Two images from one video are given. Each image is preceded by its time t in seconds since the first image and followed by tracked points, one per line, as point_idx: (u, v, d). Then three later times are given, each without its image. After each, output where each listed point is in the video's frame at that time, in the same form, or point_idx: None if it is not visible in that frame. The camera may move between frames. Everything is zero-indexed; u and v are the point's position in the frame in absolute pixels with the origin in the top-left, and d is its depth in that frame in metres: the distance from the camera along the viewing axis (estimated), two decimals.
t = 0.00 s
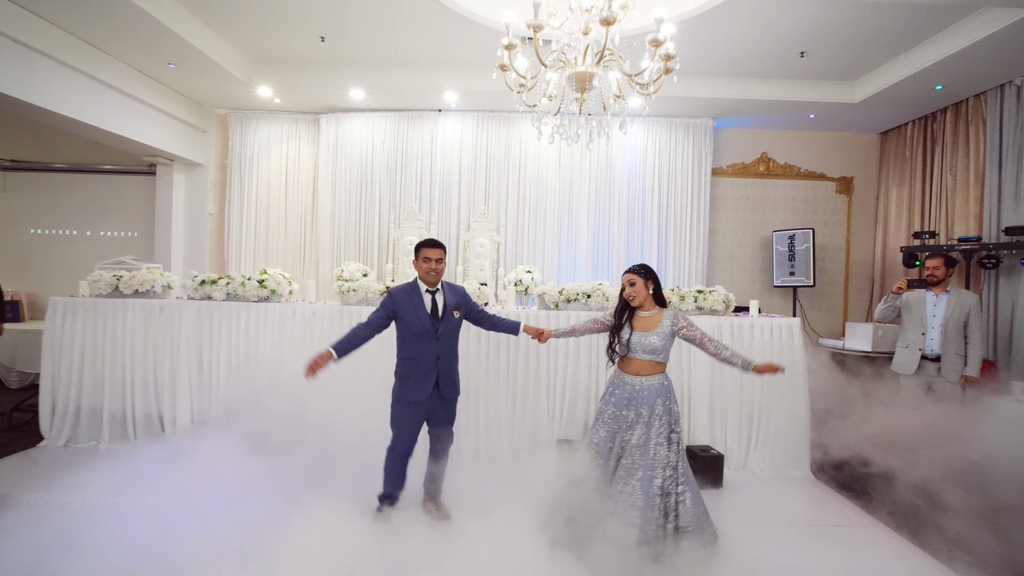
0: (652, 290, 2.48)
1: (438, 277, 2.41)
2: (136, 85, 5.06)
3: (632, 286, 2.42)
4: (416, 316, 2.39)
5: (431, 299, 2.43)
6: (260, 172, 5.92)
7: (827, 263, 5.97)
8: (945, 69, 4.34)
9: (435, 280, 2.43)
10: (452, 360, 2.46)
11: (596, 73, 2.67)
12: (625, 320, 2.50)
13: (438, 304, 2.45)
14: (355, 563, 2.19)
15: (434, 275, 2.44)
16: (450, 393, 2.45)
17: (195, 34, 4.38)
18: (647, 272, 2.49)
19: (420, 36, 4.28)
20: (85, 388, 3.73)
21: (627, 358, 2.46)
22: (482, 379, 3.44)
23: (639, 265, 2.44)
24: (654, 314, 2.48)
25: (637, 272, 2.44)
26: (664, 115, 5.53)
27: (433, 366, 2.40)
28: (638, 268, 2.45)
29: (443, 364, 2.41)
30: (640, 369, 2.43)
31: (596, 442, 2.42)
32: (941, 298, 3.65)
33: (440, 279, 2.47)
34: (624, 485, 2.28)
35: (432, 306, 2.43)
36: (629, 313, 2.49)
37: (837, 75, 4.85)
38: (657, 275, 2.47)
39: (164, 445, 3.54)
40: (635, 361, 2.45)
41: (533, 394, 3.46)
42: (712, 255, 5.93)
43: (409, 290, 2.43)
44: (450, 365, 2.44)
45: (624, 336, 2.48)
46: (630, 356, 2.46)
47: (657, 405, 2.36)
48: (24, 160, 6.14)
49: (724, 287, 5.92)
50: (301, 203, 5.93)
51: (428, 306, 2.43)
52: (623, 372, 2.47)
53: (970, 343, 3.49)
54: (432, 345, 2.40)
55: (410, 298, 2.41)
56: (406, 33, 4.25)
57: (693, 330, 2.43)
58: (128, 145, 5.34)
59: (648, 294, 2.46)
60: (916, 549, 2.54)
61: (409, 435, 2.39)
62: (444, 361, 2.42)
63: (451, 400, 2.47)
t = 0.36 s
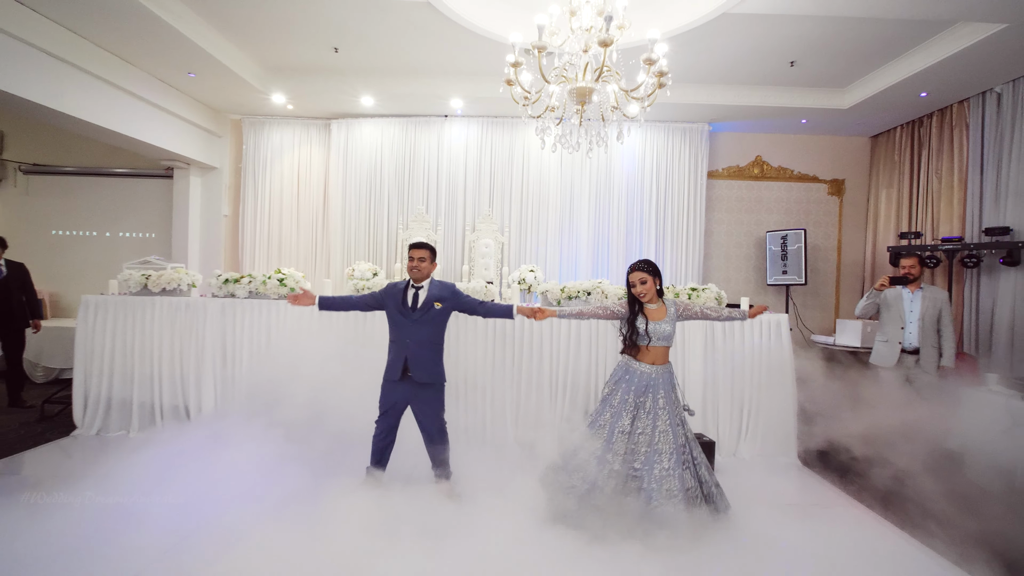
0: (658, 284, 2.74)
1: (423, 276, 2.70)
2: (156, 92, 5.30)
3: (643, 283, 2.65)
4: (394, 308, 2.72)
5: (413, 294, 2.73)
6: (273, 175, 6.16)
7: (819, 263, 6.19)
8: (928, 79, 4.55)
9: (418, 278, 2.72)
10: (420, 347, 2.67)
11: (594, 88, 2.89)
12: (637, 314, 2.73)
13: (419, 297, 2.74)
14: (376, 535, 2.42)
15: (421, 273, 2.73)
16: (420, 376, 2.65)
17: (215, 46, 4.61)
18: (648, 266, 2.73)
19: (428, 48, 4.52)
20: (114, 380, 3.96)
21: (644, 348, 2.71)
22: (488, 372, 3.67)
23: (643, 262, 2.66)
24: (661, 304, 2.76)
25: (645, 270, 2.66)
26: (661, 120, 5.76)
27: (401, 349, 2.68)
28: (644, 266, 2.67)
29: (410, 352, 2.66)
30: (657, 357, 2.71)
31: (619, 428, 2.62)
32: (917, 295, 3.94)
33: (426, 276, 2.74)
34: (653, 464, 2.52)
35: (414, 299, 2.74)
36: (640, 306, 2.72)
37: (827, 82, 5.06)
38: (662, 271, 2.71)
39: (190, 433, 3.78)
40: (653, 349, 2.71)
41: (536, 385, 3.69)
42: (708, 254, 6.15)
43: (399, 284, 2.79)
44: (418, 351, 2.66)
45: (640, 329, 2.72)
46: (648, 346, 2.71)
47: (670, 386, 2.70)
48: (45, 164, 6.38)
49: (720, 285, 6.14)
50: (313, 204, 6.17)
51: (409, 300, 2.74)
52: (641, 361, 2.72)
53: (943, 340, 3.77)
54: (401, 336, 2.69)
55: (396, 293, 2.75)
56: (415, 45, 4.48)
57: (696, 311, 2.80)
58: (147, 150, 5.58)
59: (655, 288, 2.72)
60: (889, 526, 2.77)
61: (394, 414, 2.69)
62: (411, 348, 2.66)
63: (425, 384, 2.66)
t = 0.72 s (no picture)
0: (637, 287, 2.95)
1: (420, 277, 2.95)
2: (175, 101, 5.55)
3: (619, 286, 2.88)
4: (394, 304, 3.00)
5: (410, 292, 2.99)
6: (286, 179, 6.40)
7: (814, 263, 6.39)
8: (914, 87, 4.75)
9: (416, 278, 2.96)
10: (413, 338, 2.90)
11: (593, 102, 3.10)
12: (621, 314, 2.94)
13: (417, 295, 2.99)
14: (393, 515, 2.66)
15: (418, 274, 2.97)
16: (413, 364, 2.89)
17: (235, 57, 4.84)
18: (631, 270, 2.94)
19: (436, 60, 4.74)
20: (142, 374, 4.21)
21: (627, 345, 2.94)
22: (494, 367, 3.89)
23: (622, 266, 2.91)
24: (643, 305, 2.94)
25: (624, 274, 2.89)
26: (660, 126, 5.97)
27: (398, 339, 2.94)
28: (620, 269, 2.91)
29: (403, 343, 2.90)
30: (640, 354, 2.92)
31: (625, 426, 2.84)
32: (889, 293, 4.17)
33: (423, 276, 2.98)
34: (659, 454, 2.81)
35: (412, 297, 2.99)
36: (622, 307, 2.94)
37: (819, 89, 5.26)
38: (640, 274, 2.93)
39: (213, 424, 4.02)
40: (633, 346, 2.92)
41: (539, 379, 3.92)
42: (706, 255, 6.36)
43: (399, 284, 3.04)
44: (411, 342, 2.90)
45: (622, 328, 2.93)
46: (630, 343, 2.93)
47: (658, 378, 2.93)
48: (68, 168, 6.65)
49: (717, 285, 6.35)
50: (325, 208, 6.41)
51: (408, 298, 3.00)
52: (623, 357, 2.96)
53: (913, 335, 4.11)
54: (398, 328, 2.94)
55: (396, 291, 3.03)
56: (423, 57, 4.71)
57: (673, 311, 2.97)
58: (167, 155, 5.83)
59: (634, 290, 2.92)
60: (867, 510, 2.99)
61: (398, 401, 2.93)
62: (404, 338, 2.91)
63: (418, 372, 2.90)
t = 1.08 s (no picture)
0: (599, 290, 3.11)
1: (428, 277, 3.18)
2: (191, 108, 5.80)
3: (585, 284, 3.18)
4: (401, 303, 3.22)
5: (417, 292, 3.21)
6: (295, 182, 6.65)
7: (805, 263, 6.60)
8: (897, 95, 4.96)
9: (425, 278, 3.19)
10: (420, 335, 3.14)
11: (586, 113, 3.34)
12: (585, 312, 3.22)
13: (424, 294, 3.22)
14: (404, 495, 2.91)
15: (426, 275, 3.19)
16: (420, 360, 3.13)
17: (250, 68, 5.10)
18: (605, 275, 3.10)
19: (440, 70, 4.98)
20: (163, 368, 4.46)
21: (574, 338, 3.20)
22: (495, 361, 4.13)
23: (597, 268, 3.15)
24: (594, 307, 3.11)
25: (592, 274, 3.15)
26: (656, 131, 6.20)
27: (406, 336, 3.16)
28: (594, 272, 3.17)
29: (411, 339, 3.14)
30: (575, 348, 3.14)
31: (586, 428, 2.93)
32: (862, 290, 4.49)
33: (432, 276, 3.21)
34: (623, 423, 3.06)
35: (418, 297, 3.21)
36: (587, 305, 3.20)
37: (807, 96, 5.47)
38: (603, 277, 3.06)
39: (232, 415, 4.27)
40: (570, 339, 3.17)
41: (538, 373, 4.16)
42: (700, 255, 6.59)
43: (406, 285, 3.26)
44: (418, 339, 3.13)
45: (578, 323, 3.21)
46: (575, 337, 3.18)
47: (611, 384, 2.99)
48: (86, 172, 6.91)
49: (711, 283, 6.57)
50: (333, 209, 6.66)
51: (414, 296, 3.23)
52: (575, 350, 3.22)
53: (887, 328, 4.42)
54: (405, 326, 3.17)
55: (403, 290, 3.25)
56: (428, 68, 4.95)
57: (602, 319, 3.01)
58: (182, 160, 6.09)
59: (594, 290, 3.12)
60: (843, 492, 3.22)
61: (406, 392, 3.17)
62: (413, 335, 3.14)
63: (424, 366, 3.14)
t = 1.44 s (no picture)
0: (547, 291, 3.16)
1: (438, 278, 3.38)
2: (200, 115, 6.02)
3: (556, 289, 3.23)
4: (411, 302, 3.42)
5: (428, 291, 3.42)
6: (300, 186, 6.87)
7: (795, 263, 6.80)
8: (879, 102, 5.16)
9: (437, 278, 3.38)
10: (428, 333, 3.36)
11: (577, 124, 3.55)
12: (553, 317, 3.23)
13: (434, 294, 3.43)
14: (409, 482, 3.12)
15: (437, 275, 3.39)
16: (434, 356, 3.35)
17: (257, 78, 5.32)
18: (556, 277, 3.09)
19: (440, 79, 5.19)
20: (177, 365, 4.68)
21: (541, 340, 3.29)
22: (494, 358, 4.34)
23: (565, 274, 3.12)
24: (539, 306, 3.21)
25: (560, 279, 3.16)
26: (649, 136, 6.40)
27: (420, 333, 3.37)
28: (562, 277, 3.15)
29: (425, 337, 3.35)
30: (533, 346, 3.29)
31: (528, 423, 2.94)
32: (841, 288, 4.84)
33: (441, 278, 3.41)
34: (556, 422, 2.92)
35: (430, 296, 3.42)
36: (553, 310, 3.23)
37: (794, 102, 5.67)
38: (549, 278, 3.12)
39: (244, 410, 4.49)
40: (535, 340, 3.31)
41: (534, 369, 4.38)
42: (693, 255, 6.80)
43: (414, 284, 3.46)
44: (432, 336, 3.35)
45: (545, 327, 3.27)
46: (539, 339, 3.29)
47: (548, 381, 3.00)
48: (97, 176, 7.12)
49: (704, 283, 6.78)
50: (337, 212, 6.88)
51: (425, 295, 3.43)
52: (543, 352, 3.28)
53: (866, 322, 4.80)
54: (416, 324, 3.37)
55: (413, 289, 3.45)
56: (429, 77, 5.16)
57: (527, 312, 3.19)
58: (191, 165, 6.30)
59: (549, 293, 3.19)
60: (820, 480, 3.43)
61: (413, 386, 3.38)
62: (427, 333, 3.35)
63: (438, 362, 3.37)
